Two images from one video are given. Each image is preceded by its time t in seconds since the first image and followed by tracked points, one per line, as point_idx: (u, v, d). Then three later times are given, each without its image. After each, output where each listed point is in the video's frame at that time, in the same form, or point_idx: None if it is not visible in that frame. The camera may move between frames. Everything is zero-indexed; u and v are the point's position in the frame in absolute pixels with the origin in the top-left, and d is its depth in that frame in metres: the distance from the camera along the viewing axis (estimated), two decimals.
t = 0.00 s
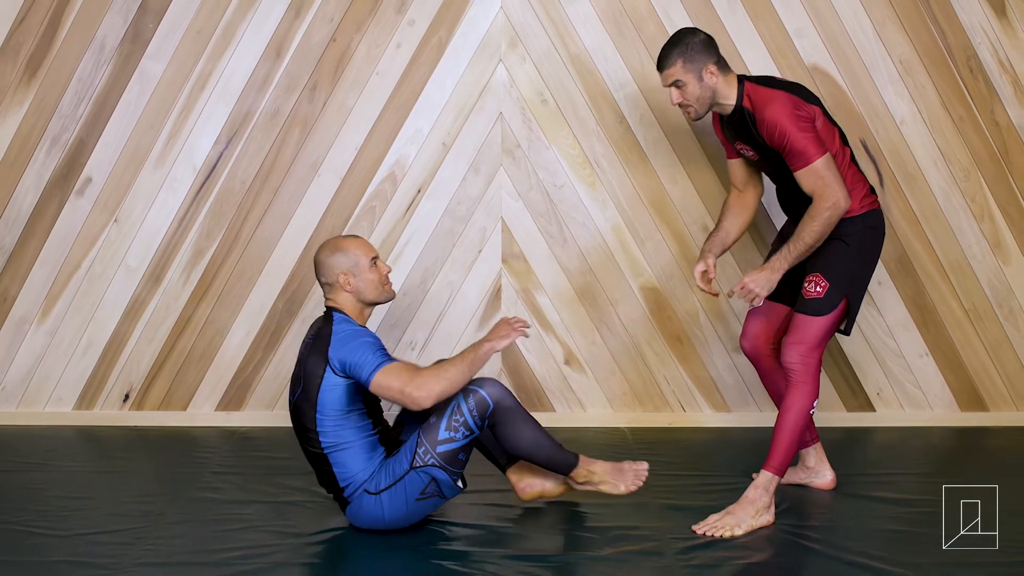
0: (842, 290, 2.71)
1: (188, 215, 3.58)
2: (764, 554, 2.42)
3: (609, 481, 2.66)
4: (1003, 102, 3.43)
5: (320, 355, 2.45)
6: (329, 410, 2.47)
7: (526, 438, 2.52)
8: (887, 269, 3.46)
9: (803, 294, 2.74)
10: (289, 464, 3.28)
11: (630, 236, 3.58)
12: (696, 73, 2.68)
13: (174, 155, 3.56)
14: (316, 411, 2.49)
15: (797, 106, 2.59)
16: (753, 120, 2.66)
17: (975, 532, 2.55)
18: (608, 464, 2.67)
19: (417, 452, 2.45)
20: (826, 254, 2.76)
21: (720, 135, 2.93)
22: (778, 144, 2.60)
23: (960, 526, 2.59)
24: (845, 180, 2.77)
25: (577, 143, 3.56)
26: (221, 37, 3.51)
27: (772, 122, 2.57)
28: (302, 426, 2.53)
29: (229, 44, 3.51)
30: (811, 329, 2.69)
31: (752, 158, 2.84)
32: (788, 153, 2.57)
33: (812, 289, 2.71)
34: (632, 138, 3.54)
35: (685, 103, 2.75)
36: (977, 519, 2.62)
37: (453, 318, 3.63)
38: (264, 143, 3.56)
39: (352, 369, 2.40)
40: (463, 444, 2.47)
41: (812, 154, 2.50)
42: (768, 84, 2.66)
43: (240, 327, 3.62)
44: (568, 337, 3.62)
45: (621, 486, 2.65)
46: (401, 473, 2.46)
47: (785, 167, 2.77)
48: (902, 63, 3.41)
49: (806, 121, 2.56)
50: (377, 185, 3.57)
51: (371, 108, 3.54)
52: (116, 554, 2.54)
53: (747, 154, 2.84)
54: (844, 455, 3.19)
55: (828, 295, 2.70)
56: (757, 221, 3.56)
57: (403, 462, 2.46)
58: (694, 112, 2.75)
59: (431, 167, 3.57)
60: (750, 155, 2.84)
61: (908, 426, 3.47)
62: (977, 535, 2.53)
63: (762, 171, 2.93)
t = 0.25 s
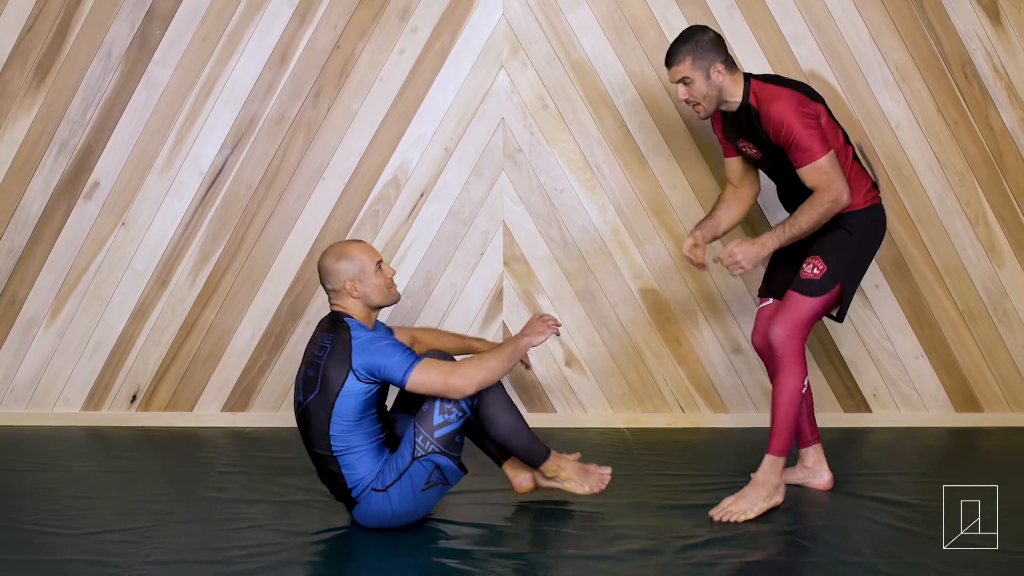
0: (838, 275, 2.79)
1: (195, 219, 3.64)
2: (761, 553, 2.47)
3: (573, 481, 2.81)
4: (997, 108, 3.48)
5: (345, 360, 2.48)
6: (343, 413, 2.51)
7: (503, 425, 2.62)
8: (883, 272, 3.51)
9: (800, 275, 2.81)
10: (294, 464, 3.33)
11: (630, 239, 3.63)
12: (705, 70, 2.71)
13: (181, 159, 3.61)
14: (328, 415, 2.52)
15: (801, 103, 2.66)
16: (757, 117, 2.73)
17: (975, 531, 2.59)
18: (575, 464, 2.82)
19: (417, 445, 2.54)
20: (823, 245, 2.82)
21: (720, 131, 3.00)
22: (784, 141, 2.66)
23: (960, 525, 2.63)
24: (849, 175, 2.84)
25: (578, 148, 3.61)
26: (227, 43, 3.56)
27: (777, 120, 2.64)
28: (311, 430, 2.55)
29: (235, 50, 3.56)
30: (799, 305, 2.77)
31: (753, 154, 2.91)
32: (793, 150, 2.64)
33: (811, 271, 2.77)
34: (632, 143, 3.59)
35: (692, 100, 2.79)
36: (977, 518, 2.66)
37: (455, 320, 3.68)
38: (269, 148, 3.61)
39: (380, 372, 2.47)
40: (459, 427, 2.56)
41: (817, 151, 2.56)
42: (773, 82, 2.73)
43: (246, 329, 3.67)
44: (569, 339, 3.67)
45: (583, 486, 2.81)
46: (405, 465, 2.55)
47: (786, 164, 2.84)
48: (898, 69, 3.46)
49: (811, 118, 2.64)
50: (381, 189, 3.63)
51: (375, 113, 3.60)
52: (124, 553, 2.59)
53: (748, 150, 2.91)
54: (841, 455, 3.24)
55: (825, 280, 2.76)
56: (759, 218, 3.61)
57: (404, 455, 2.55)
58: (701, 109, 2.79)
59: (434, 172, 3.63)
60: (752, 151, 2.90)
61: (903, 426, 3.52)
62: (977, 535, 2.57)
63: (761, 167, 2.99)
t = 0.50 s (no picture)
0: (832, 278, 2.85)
1: (201, 222, 3.69)
2: (758, 551, 2.52)
3: (569, 495, 2.87)
4: (992, 113, 3.53)
5: (362, 355, 2.54)
6: (354, 408, 2.57)
7: (504, 432, 2.67)
8: (879, 275, 3.57)
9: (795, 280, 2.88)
10: (299, 464, 3.38)
11: (630, 242, 3.69)
12: (706, 65, 2.77)
13: (187, 164, 3.67)
14: (339, 409, 2.58)
15: (795, 100, 2.73)
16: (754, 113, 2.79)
17: (975, 531, 2.63)
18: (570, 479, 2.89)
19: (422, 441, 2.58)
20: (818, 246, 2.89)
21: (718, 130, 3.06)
22: (779, 137, 2.72)
23: (960, 525, 2.67)
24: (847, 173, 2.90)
25: (578, 152, 3.66)
26: (233, 50, 3.61)
27: (773, 116, 2.70)
28: (321, 423, 2.61)
29: (241, 56, 3.61)
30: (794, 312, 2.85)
31: (750, 151, 2.96)
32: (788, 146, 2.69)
33: (804, 277, 2.85)
34: (632, 147, 3.65)
35: (692, 97, 2.83)
36: (977, 518, 2.71)
37: (458, 322, 3.74)
38: (275, 152, 3.67)
39: (396, 368, 2.53)
40: (465, 424, 2.61)
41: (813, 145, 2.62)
42: (769, 80, 2.80)
43: (252, 330, 3.73)
44: (570, 341, 3.72)
45: (580, 499, 2.88)
46: (411, 461, 2.59)
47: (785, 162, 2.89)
48: (893, 75, 3.52)
49: (805, 114, 2.70)
50: (385, 193, 3.68)
51: (379, 118, 3.65)
52: (131, 551, 2.64)
53: (745, 148, 2.96)
54: (837, 455, 3.29)
55: (818, 284, 2.83)
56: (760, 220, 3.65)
57: (409, 451, 2.59)
58: (703, 105, 2.83)
59: (437, 176, 3.68)
60: (749, 149, 2.96)
61: (899, 427, 3.58)
62: (977, 535, 2.61)
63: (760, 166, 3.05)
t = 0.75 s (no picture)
0: (836, 285, 2.89)
1: (207, 226, 3.75)
2: (757, 550, 2.57)
3: (572, 499, 2.90)
4: (986, 119, 3.59)
5: (375, 355, 2.59)
6: (362, 408, 2.63)
7: (507, 439, 2.71)
8: (875, 278, 3.62)
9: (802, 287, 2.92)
10: (303, 465, 3.43)
11: (629, 246, 3.74)
12: (721, 58, 2.83)
13: (194, 169, 3.73)
14: (348, 408, 2.64)
15: (803, 94, 2.80)
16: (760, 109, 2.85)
17: (975, 531, 2.67)
18: (572, 481, 2.91)
19: (424, 446, 2.62)
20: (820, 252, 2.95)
21: (724, 131, 3.12)
22: (788, 129, 2.78)
23: (961, 525, 2.71)
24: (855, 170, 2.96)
25: (579, 158, 3.72)
26: (238, 57, 3.67)
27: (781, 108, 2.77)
28: (330, 420, 2.68)
29: (246, 63, 3.67)
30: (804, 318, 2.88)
31: (756, 150, 3.01)
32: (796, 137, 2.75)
33: (808, 285, 2.89)
34: (632, 153, 3.70)
35: (707, 92, 2.86)
36: (978, 518, 2.75)
37: (460, 324, 3.79)
38: (280, 157, 3.72)
39: (406, 369, 2.58)
40: (467, 431, 2.64)
41: (823, 134, 2.67)
42: (776, 77, 2.87)
43: (257, 333, 3.79)
44: (571, 343, 3.78)
45: (581, 500, 2.91)
46: (412, 465, 2.63)
47: (793, 159, 2.93)
48: (889, 81, 3.57)
49: (813, 106, 2.76)
50: (388, 198, 3.74)
51: (382, 124, 3.71)
52: (138, 550, 2.69)
53: (752, 146, 3.01)
54: (835, 456, 3.34)
55: (822, 291, 2.87)
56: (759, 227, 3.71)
57: (411, 454, 2.64)
58: (718, 99, 2.87)
59: (440, 181, 3.74)
60: (754, 148, 3.01)
61: (895, 428, 3.63)
62: (978, 535, 2.65)
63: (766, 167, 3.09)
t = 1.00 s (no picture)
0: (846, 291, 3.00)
1: (214, 231, 3.81)
2: (756, 550, 2.62)
3: (573, 499, 2.96)
4: (980, 126, 3.64)
5: (375, 365, 2.63)
6: (364, 418, 2.67)
7: (509, 445, 2.77)
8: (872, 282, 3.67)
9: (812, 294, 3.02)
10: (309, 466, 3.49)
11: (629, 251, 3.80)
12: (743, 55, 2.92)
13: (200, 175, 3.79)
14: (350, 419, 2.68)
15: (824, 90, 2.95)
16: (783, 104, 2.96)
17: (975, 531, 2.72)
18: (570, 481, 2.97)
19: (428, 452, 2.67)
20: (825, 258, 3.05)
21: (737, 128, 3.18)
22: (812, 124, 2.92)
23: (961, 525, 2.76)
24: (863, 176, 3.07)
25: (579, 163, 3.77)
26: (244, 65, 3.73)
27: (807, 103, 2.91)
28: (333, 430, 2.72)
29: (252, 70, 3.73)
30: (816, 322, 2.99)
31: (772, 148, 3.08)
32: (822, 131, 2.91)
33: (818, 292, 3.00)
34: (632, 159, 3.76)
35: (732, 87, 2.93)
36: (978, 518, 2.80)
37: (463, 327, 3.85)
38: (285, 163, 3.78)
39: (408, 380, 2.62)
40: (470, 437, 2.69)
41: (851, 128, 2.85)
42: (795, 75, 3.01)
43: (263, 336, 3.85)
44: (572, 346, 3.83)
45: (581, 500, 2.97)
46: (416, 471, 2.69)
47: (810, 158, 3.03)
48: (885, 89, 3.63)
49: (835, 102, 2.92)
50: (392, 203, 3.80)
51: (386, 130, 3.77)
52: (147, 550, 2.74)
53: (767, 144, 3.08)
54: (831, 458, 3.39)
55: (832, 296, 2.98)
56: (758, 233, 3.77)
57: (415, 461, 2.69)
58: (744, 93, 2.94)
59: (442, 186, 3.80)
60: (771, 146, 3.08)
61: (890, 430, 3.69)
62: (977, 535, 2.70)
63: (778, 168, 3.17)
